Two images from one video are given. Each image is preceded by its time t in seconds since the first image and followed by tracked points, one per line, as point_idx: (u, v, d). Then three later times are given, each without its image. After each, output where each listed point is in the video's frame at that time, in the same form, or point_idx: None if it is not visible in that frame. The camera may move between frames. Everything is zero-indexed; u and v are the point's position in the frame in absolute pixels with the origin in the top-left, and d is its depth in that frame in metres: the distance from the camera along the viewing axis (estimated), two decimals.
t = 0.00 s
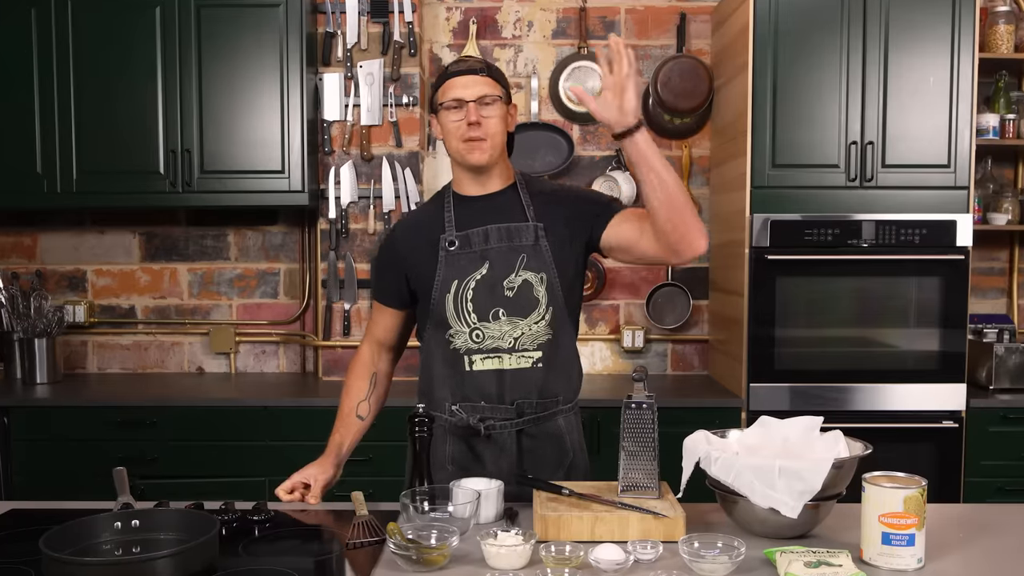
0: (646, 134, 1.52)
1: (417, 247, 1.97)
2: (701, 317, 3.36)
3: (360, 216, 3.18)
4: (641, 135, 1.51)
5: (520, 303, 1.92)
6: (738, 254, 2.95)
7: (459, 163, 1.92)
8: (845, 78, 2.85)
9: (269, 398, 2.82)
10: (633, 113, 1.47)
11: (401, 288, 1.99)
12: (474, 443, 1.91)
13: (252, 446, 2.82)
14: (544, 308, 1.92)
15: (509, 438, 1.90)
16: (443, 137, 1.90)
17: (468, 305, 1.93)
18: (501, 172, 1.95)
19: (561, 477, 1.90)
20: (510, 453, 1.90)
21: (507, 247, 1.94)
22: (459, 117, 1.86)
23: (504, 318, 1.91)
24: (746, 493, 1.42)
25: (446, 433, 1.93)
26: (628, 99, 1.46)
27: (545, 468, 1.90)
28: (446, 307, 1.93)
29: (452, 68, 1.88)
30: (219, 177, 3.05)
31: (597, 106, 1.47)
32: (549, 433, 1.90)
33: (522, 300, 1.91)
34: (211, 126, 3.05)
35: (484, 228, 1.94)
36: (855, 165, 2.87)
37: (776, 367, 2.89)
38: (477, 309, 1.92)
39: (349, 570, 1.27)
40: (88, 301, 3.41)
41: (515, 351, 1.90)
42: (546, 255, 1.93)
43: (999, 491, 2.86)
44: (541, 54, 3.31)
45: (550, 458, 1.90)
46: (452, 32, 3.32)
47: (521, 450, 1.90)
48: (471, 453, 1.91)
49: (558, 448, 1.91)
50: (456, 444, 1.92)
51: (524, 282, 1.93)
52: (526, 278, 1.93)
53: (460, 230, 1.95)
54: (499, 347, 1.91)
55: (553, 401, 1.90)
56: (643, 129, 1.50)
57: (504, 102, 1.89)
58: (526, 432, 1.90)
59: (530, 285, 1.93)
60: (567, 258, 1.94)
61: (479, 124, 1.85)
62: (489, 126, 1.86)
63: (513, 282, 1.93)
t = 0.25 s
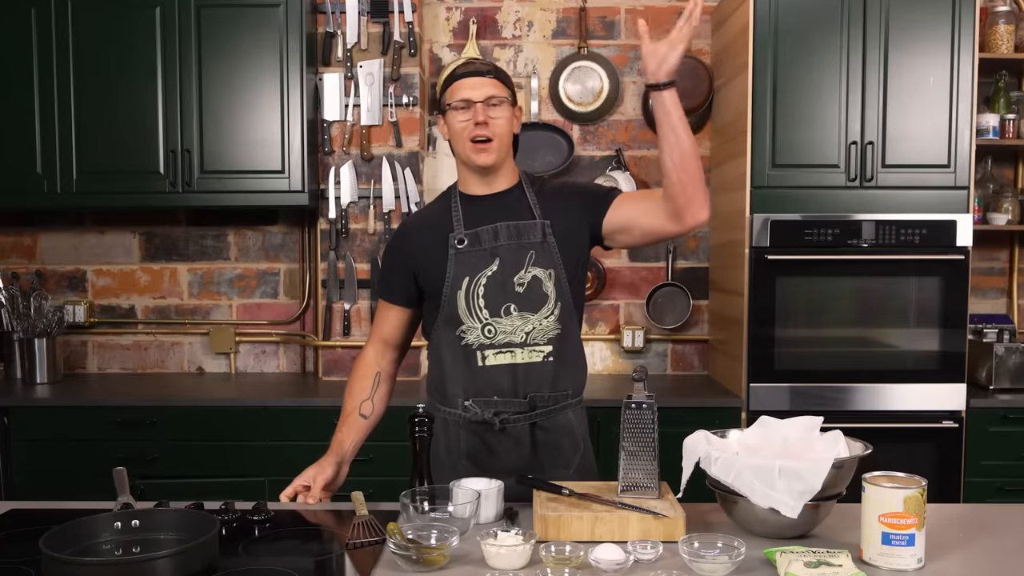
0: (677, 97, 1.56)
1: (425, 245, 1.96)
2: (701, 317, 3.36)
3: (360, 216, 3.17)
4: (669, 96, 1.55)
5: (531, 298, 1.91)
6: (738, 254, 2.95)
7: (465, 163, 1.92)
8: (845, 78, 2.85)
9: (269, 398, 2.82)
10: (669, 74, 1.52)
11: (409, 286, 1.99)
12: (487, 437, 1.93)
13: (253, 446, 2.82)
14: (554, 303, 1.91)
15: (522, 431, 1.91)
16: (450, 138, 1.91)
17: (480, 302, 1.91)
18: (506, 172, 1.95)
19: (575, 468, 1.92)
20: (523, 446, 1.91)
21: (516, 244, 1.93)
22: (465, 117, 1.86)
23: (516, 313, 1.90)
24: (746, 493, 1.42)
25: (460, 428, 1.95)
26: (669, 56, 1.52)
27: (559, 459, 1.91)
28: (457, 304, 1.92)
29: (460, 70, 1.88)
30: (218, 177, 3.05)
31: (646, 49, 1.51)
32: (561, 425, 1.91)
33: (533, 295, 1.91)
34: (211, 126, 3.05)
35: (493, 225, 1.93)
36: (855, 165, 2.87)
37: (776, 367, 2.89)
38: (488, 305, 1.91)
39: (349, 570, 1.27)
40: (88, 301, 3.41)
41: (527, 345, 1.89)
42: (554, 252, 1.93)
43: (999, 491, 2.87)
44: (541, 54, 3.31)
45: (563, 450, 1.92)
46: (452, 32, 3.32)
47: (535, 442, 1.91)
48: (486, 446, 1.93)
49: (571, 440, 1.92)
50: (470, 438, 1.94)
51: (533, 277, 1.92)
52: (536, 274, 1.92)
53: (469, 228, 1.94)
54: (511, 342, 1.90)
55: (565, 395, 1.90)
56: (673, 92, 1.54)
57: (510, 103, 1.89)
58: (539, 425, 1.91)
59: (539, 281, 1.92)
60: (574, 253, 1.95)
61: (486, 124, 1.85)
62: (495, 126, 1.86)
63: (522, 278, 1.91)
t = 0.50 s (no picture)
0: (649, 93, 1.83)
1: (441, 242, 2.00)
2: (701, 317, 3.36)
3: (360, 216, 3.17)
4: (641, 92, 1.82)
5: (548, 295, 1.96)
6: (738, 254, 2.96)
7: (488, 164, 1.97)
8: (845, 77, 2.85)
9: (269, 398, 2.82)
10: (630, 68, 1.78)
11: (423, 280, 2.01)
12: (504, 430, 1.96)
13: (253, 446, 2.82)
14: (569, 299, 1.98)
15: (538, 424, 1.95)
16: (474, 137, 1.96)
17: (497, 299, 1.96)
18: (525, 172, 2.02)
19: (587, 459, 1.96)
20: (540, 438, 1.94)
21: (531, 242, 1.99)
22: (492, 120, 1.91)
23: (534, 309, 1.96)
24: (746, 493, 1.42)
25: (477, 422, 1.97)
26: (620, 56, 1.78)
27: (572, 450, 1.95)
28: (476, 300, 1.97)
29: (487, 72, 1.92)
30: (218, 177, 3.05)
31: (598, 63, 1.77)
32: (574, 417, 1.96)
33: (550, 292, 1.96)
34: (212, 126, 3.05)
35: (510, 223, 1.99)
36: (855, 165, 2.87)
37: (776, 367, 2.89)
38: (506, 301, 1.96)
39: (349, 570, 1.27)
40: (88, 301, 3.41)
41: (543, 340, 1.95)
42: (567, 250, 1.99)
43: (999, 491, 2.86)
44: (541, 54, 3.31)
45: (577, 442, 1.96)
46: (452, 32, 3.32)
47: (551, 435, 1.95)
48: (504, 439, 1.96)
49: (584, 432, 1.97)
50: (486, 431, 1.96)
51: (548, 274, 1.98)
52: (551, 271, 1.98)
53: (485, 226, 1.99)
54: (529, 337, 1.95)
55: (578, 388, 1.97)
56: (642, 85, 1.81)
57: (535, 109, 1.95)
58: (554, 417, 1.95)
59: (554, 278, 1.98)
60: (584, 252, 2.02)
61: (512, 128, 1.91)
62: (520, 130, 1.92)
63: (539, 275, 1.97)
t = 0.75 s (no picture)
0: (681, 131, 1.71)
1: (446, 245, 2.00)
2: (701, 317, 3.36)
3: (360, 216, 3.17)
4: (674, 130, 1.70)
5: (551, 299, 1.98)
6: (738, 254, 2.96)
7: (491, 166, 1.98)
8: (845, 77, 2.85)
9: (269, 398, 2.82)
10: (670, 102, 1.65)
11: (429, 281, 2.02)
12: (509, 430, 1.97)
13: (253, 447, 2.82)
14: (571, 303, 1.99)
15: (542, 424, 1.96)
16: (477, 141, 1.97)
17: (502, 303, 1.98)
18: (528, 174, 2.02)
19: (589, 458, 1.98)
20: (544, 438, 1.95)
21: (535, 247, 2.00)
22: (494, 122, 1.92)
23: (537, 313, 1.98)
24: (746, 493, 1.42)
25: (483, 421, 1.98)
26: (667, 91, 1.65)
27: (575, 449, 1.97)
28: (480, 304, 1.98)
29: (489, 75, 1.94)
30: (218, 177, 3.05)
31: (637, 90, 1.64)
32: (577, 416, 1.97)
33: (553, 297, 1.98)
34: (212, 126, 3.05)
35: (514, 229, 2.00)
36: (855, 165, 2.87)
37: (776, 368, 2.89)
38: (510, 305, 1.98)
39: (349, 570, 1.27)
40: (88, 301, 3.40)
41: (547, 344, 1.96)
42: (570, 254, 2.01)
43: (999, 491, 2.86)
44: (541, 54, 3.31)
45: (580, 440, 1.97)
46: (452, 32, 3.32)
47: (554, 434, 1.96)
48: (509, 438, 1.97)
49: (587, 429, 1.98)
50: (492, 431, 1.98)
51: (552, 279, 1.99)
52: (554, 275, 1.99)
53: (489, 230, 2.00)
54: (532, 341, 1.97)
55: (581, 387, 1.98)
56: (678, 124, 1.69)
57: (537, 111, 1.96)
58: (557, 417, 1.96)
59: (558, 282, 1.99)
60: (587, 256, 2.03)
61: (514, 130, 1.92)
62: (523, 132, 1.93)
63: (542, 279, 1.99)
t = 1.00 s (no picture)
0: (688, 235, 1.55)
1: (448, 246, 2.01)
2: (701, 317, 3.36)
3: (360, 216, 3.17)
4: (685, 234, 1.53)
5: (551, 300, 1.99)
6: (738, 254, 2.96)
7: (489, 167, 1.98)
8: (844, 77, 2.85)
9: (269, 398, 2.82)
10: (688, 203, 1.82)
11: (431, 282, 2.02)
12: (510, 429, 1.97)
13: (253, 447, 2.82)
14: (572, 304, 2.01)
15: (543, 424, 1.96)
16: (475, 143, 1.97)
17: (503, 303, 1.99)
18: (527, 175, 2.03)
19: (590, 457, 1.98)
20: (544, 437, 1.96)
21: (536, 249, 2.01)
22: (492, 124, 1.92)
23: (537, 314, 1.98)
24: (746, 493, 1.42)
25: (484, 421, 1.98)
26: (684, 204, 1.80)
27: (576, 447, 1.97)
28: (481, 305, 1.99)
29: (485, 77, 1.94)
30: (218, 177, 3.05)
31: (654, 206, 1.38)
32: (578, 415, 1.98)
33: (554, 298, 1.99)
34: (212, 126, 3.05)
35: (515, 231, 2.01)
36: (855, 165, 2.87)
37: (776, 367, 2.88)
38: (511, 306, 1.99)
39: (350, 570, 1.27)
40: (87, 301, 3.40)
41: (548, 344, 1.97)
42: (570, 256, 2.03)
43: (999, 491, 2.86)
44: (542, 54, 3.31)
45: (580, 439, 1.98)
46: (452, 32, 3.32)
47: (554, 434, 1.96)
48: (510, 437, 1.97)
49: (587, 428, 1.99)
50: (493, 431, 1.97)
51: (552, 280, 2.01)
52: (554, 277, 2.01)
53: (490, 232, 2.01)
54: (533, 341, 1.97)
55: (581, 387, 1.98)
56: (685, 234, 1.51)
57: (533, 112, 1.96)
58: (558, 417, 1.96)
59: (558, 284, 2.00)
60: (585, 258, 2.06)
61: (512, 132, 1.92)
62: (520, 133, 1.93)
63: (543, 281, 2.00)
